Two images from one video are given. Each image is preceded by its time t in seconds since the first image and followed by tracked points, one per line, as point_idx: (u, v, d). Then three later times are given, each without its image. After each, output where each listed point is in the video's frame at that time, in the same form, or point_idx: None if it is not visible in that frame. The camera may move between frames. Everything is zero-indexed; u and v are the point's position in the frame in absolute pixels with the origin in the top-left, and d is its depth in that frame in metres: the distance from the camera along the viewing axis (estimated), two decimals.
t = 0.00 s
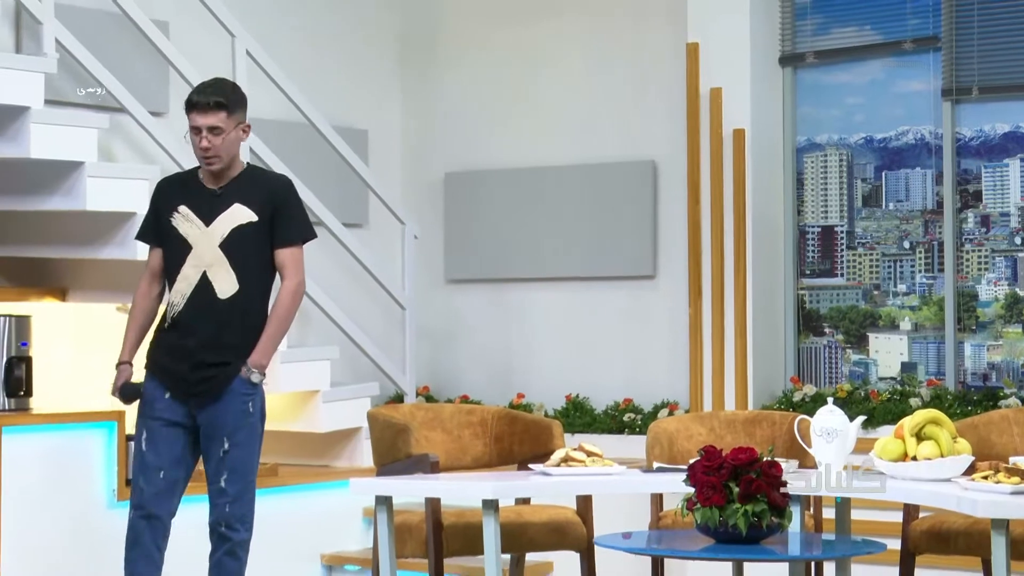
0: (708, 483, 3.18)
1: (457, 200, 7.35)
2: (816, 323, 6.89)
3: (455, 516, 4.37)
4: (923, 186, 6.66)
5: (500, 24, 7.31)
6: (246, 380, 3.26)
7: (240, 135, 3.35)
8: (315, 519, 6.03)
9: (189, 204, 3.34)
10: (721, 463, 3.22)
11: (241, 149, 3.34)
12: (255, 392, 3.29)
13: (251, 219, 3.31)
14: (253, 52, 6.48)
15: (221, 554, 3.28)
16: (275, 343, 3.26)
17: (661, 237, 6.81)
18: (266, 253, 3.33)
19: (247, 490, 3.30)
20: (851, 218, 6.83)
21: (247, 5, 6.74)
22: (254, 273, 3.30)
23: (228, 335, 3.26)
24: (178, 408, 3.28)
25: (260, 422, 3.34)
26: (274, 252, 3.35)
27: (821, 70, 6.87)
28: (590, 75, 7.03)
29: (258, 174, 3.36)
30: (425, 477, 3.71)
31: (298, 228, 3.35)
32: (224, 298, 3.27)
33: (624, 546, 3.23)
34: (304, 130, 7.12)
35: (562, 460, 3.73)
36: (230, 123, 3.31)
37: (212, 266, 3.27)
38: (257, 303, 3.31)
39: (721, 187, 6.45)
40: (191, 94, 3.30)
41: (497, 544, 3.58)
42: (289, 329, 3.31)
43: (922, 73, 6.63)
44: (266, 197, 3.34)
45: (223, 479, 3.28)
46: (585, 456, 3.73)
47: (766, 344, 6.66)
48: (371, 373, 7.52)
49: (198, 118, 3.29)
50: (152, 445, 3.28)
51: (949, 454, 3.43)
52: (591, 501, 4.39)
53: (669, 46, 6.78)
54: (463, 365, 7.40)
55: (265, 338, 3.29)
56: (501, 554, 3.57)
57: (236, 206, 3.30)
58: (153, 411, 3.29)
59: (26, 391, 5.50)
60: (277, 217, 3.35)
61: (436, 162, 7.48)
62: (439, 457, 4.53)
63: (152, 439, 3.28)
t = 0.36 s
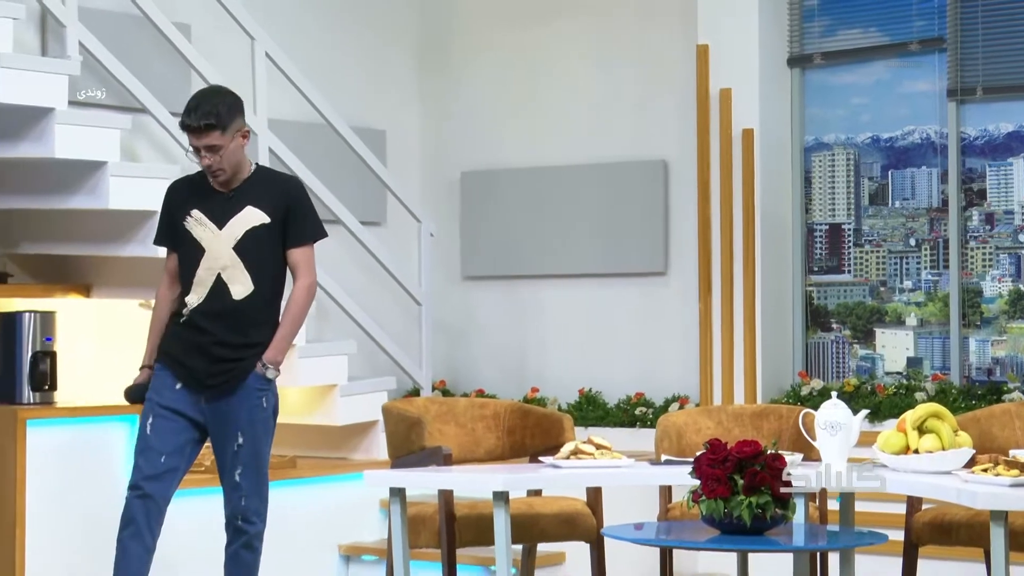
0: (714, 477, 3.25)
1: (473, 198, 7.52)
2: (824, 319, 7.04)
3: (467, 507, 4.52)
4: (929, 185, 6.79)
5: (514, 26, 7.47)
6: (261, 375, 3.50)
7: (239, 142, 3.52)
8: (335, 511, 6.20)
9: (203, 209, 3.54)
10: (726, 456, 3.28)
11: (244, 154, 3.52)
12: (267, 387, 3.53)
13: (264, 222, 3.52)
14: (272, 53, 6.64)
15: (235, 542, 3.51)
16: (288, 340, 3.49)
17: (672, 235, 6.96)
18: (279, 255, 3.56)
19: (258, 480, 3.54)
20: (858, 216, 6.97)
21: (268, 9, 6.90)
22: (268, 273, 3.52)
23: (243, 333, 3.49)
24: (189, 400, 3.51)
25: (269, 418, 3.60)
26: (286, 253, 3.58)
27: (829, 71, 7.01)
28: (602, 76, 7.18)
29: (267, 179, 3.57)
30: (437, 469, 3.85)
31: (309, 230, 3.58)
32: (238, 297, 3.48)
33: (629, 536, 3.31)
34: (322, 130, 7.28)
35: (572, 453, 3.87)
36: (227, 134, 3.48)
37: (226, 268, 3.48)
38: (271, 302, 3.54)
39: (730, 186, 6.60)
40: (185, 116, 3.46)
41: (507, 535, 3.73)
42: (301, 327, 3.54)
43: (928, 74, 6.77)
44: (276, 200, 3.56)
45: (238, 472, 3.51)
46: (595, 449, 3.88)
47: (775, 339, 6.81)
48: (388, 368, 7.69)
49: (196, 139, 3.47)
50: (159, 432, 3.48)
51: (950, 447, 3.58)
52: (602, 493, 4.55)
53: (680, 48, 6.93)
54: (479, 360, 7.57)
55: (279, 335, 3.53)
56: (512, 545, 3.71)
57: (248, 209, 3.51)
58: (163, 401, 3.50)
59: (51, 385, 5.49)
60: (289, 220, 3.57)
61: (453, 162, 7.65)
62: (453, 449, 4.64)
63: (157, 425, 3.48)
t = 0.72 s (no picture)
0: (718, 469, 3.36)
1: (488, 197, 7.69)
2: (830, 314, 7.19)
3: (479, 499, 4.68)
4: (933, 183, 6.93)
5: (527, 27, 7.63)
6: (257, 374, 3.42)
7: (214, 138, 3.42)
8: (352, 502, 6.36)
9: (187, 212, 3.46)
10: (729, 448, 3.39)
11: (220, 154, 3.43)
12: (264, 385, 3.45)
13: (249, 219, 3.45)
14: (289, 54, 6.79)
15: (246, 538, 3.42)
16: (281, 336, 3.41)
17: (682, 232, 7.11)
18: (267, 250, 3.48)
19: (263, 475, 3.46)
20: (863, 213, 7.12)
21: (286, 12, 7.06)
22: (256, 271, 3.44)
23: (235, 333, 3.40)
24: (185, 402, 3.42)
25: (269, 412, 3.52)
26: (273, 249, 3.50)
27: (836, 71, 7.16)
28: (613, 76, 7.34)
29: (251, 176, 3.49)
30: (450, 461, 4.04)
31: (296, 222, 3.51)
32: (229, 297, 3.40)
33: (638, 527, 3.42)
34: (339, 130, 7.44)
35: (580, 445, 4.05)
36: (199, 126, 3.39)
37: (214, 269, 3.40)
38: (262, 300, 3.46)
39: (738, 184, 6.75)
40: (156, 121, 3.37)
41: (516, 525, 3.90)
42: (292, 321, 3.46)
43: (932, 73, 6.91)
44: (262, 195, 3.49)
45: (241, 468, 3.42)
46: (602, 442, 4.05)
47: (782, 334, 6.97)
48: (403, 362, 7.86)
49: (169, 143, 3.37)
50: (158, 436, 3.39)
51: (950, 439, 3.72)
52: (609, 484, 4.70)
53: (690, 49, 7.08)
54: (494, 355, 7.74)
55: (272, 331, 3.43)
56: (521, 534, 3.87)
57: (233, 207, 3.44)
58: (158, 404, 3.41)
59: (73, 377, 5.67)
60: (275, 214, 3.50)
61: (467, 160, 7.81)
62: (465, 443, 4.78)
63: (156, 430, 3.39)
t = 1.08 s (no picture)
0: (721, 461, 3.50)
1: (501, 195, 7.85)
2: (836, 311, 7.33)
3: (489, 491, 4.85)
4: (937, 181, 7.08)
5: (538, 29, 7.79)
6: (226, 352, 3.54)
7: (157, 124, 3.49)
8: (368, 493, 6.53)
9: (139, 203, 3.56)
10: (732, 441, 3.53)
11: (163, 140, 3.51)
12: (233, 363, 3.57)
13: (200, 203, 3.55)
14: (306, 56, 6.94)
15: (240, 518, 3.60)
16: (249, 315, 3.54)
17: (691, 230, 7.27)
18: (222, 231, 3.60)
19: (245, 454, 3.59)
20: (869, 211, 7.27)
21: (304, 15, 7.23)
22: (212, 253, 3.56)
23: (198, 316, 3.52)
24: (158, 391, 3.53)
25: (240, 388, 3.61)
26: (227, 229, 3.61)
27: (842, 72, 7.31)
28: (623, 78, 7.50)
29: (197, 159, 3.59)
30: (461, 453, 4.18)
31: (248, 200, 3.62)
32: (189, 282, 3.52)
33: (645, 518, 3.56)
34: (355, 130, 7.61)
35: (588, 438, 4.17)
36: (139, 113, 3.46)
37: (172, 257, 3.52)
38: (223, 280, 3.58)
39: (746, 183, 6.90)
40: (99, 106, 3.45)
41: (524, 516, 4.07)
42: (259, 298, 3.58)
43: (936, 74, 7.05)
44: (211, 178, 3.59)
45: (223, 451, 3.56)
46: (610, 434, 4.20)
47: (789, 329, 7.12)
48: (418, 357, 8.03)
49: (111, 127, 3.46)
50: (137, 432, 3.53)
51: (949, 433, 3.89)
52: (618, 477, 4.91)
53: (699, 51, 7.23)
54: (507, 351, 7.91)
55: (237, 310, 3.56)
56: (529, 526, 4.05)
57: (184, 193, 3.54)
58: (131, 399, 3.52)
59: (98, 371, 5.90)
60: (226, 195, 3.61)
61: (481, 160, 7.98)
62: (477, 435, 4.94)
63: (135, 424, 3.53)
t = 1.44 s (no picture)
0: (726, 456, 3.60)
1: (516, 196, 8.02)
2: (843, 308, 7.49)
3: (500, 485, 5.02)
4: (942, 182, 7.23)
5: (551, 34, 7.97)
6: (202, 338, 3.78)
7: (142, 115, 3.79)
8: (385, 487, 6.70)
9: (121, 199, 3.84)
10: (738, 437, 3.65)
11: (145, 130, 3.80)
12: (210, 350, 3.80)
13: (174, 195, 3.80)
14: (324, 60, 7.11)
15: (209, 511, 3.82)
16: (221, 301, 3.75)
17: (701, 230, 7.44)
18: (197, 222, 3.83)
19: (218, 450, 3.81)
20: (875, 211, 7.42)
21: (324, 20, 7.40)
22: (186, 244, 3.80)
23: (173, 308, 3.77)
24: (144, 382, 3.81)
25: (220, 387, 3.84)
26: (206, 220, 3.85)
27: (850, 75, 7.45)
28: (635, 81, 7.67)
29: (172, 153, 3.85)
30: (472, 449, 4.34)
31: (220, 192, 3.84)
32: (163, 273, 3.76)
33: (656, 513, 3.68)
34: (373, 132, 7.78)
35: (597, 433, 4.34)
36: (128, 103, 3.76)
37: (148, 247, 3.77)
38: (198, 270, 3.81)
39: (754, 183, 7.06)
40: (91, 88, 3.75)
41: (535, 509, 4.22)
42: (232, 284, 3.80)
43: (942, 77, 7.20)
44: (185, 173, 3.83)
45: (192, 434, 3.78)
46: (619, 430, 4.35)
47: (797, 327, 7.28)
48: (434, 355, 8.20)
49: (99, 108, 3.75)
50: (131, 430, 3.85)
51: (951, 429, 4.01)
52: (627, 472, 5.02)
53: (709, 54, 7.40)
54: (521, 348, 8.08)
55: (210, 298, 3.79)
56: (540, 519, 4.20)
57: (158, 186, 3.79)
58: (123, 397, 3.84)
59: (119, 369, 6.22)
60: (200, 188, 3.84)
61: (494, 161, 8.16)
62: (491, 429, 5.08)
63: (126, 423, 3.85)
